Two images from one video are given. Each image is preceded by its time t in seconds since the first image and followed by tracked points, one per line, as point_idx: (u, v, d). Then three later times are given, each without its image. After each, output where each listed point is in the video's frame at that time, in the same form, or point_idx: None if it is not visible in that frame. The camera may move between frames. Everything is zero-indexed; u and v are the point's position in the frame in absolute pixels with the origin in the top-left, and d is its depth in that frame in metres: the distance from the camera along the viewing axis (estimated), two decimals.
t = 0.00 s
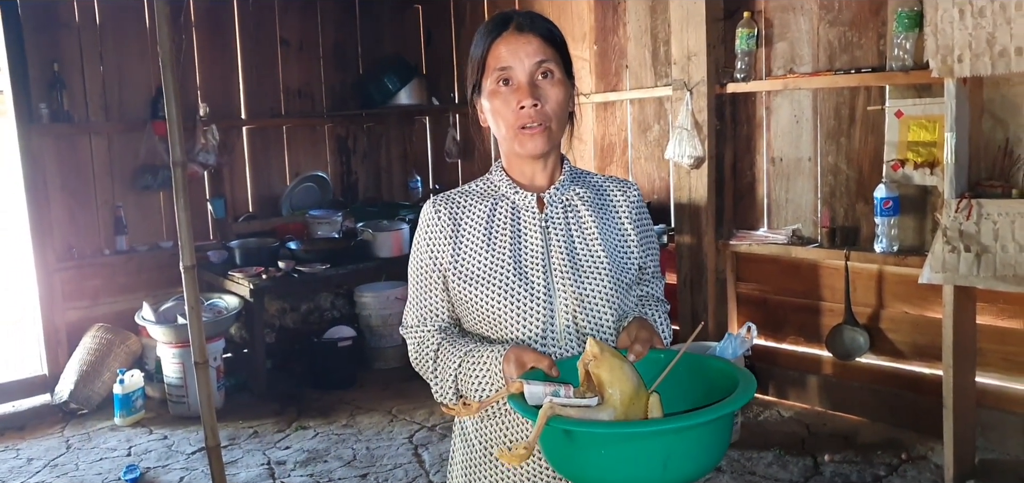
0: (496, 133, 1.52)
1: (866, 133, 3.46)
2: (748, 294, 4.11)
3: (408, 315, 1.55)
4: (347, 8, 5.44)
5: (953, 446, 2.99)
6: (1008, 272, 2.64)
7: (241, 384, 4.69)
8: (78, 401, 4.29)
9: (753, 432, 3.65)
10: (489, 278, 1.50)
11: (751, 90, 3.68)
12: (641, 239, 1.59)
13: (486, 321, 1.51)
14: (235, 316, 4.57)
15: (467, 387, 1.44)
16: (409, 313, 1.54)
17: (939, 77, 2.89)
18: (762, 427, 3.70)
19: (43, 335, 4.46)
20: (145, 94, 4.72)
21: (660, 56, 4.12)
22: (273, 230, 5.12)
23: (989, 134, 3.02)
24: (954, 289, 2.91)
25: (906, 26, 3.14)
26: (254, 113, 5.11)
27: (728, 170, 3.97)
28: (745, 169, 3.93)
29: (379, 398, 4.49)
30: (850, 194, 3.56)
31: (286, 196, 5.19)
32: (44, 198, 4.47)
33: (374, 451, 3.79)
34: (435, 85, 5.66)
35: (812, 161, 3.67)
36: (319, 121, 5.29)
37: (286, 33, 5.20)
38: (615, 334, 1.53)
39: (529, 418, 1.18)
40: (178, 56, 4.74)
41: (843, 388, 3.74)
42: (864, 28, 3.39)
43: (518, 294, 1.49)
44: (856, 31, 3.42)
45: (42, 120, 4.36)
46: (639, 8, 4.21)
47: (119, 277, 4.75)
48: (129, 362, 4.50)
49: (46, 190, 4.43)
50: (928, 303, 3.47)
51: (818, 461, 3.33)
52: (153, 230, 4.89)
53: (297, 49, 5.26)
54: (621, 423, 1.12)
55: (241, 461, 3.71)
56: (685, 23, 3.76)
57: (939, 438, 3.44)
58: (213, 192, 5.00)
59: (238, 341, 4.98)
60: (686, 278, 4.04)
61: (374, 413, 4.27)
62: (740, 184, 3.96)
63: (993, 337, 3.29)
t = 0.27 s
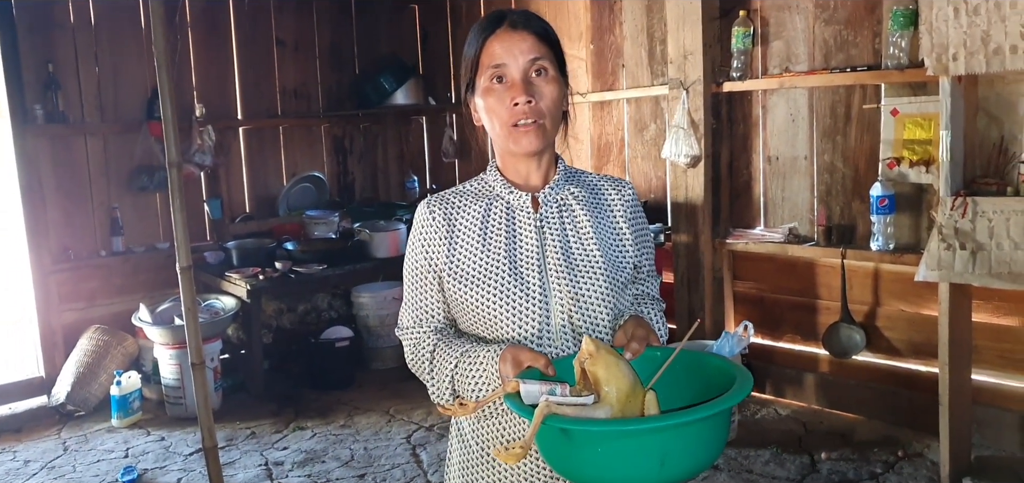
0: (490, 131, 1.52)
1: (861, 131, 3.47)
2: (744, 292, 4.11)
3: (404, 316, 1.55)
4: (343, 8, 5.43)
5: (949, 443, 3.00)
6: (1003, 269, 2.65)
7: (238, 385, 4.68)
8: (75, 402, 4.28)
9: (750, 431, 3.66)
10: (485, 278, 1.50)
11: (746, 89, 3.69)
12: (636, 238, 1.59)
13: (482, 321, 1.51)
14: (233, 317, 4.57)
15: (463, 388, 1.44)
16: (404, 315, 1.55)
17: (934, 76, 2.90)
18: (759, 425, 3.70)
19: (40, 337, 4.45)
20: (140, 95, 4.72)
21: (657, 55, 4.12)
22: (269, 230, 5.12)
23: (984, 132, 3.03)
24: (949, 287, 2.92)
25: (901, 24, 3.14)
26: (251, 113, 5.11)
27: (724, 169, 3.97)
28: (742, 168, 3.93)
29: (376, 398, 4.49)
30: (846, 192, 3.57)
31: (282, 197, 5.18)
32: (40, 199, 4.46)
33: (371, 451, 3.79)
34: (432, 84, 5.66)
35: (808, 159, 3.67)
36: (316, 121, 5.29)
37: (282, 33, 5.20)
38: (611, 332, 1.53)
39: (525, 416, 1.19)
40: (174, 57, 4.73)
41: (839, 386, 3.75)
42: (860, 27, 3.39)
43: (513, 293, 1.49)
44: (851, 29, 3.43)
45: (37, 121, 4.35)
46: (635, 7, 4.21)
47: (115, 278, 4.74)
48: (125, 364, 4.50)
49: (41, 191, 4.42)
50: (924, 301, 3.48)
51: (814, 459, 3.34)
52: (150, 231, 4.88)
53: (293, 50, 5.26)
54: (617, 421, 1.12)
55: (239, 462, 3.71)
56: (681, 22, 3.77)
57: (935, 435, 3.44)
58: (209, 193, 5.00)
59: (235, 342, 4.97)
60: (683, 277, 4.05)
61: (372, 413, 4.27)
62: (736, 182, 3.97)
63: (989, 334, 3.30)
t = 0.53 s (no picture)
0: (478, 132, 1.53)
1: (858, 131, 3.48)
2: (742, 292, 4.12)
3: (396, 318, 1.55)
4: (340, 8, 5.44)
5: (945, 443, 3.01)
6: (998, 269, 2.66)
7: (235, 385, 4.68)
8: (72, 403, 4.28)
9: (747, 430, 3.66)
10: (476, 279, 1.50)
11: (743, 89, 3.70)
12: (626, 237, 1.60)
13: (474, 322, 1.51)
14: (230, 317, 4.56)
15: (457, 389, 1.44)
16: (397, 317, 1.55)
17: (930, 76, 2.91)
18: (756, 425, 3.71)
19: (37, 338, 4.45)
20: (137, 96, 4.71)
21: (654, 55, 4.13)
22: (267, 231, 5.12)
23: (979, 132, 3.04)
24: (945, 286, 2.93)
25: (896, 25, 3.15)
26: (248, 114, 5.11)
27: (721, 169, 3.98)
28: (738, 168, 3.94)
29: (373, 398, 4.49)
30: (843, 192, 3.57)
31: (280, 197, 5.18)
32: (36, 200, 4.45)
33: (369, 451, 3.79)
34: (429, 85, 5.66)
35: (804, 159, 3.68)
36: (313, 121, 5.29)
37: (279, 34, 5.20)
38: (604, 331, 1.54)
39: (517, 416, 1.19)
40: (171, 57, 4.73)
41: (836, 386, 3.76)
42: (855, 27, 3.40)
43: (505, 295, 1.50)
44: (847, 29, 3.43)
45: (34, 121, 4.35)
46: (632, 7, 4.22)
47: (112, 279, 4.74)
48: (123, 364, 4.50)
49: (38, 191, 4.42)
50: (920, 300, 3.48)
51: (811, 459, 3.34)
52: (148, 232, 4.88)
53: (290, 50, 5.26)
54: (609, 419, 1.13)
55: (236, 462, 3.71)
56: (677, 23, 3.78)
57: (932, 434, 3.45)
58: (206, 193, 4.99)
59: (232, 342, 4.97)
60: (680, 277, 4.05)
61: (369, 413, 4.27)
62: (733, 182, 3.97)
63: (984, 333, 3.31)
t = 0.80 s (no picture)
0: (464, 133, 1.53)
1: (853, 132, 3.49)
2: (737, 292, 4.13)
3: (382, 319, 1.55)
4: (337, 7, 5.44)
5: (938, 443, 3.02)
6: (991, 269, 2.67)
7: (231, 384, 4.68)
8: (67, 402, 4.28)
9: (741, 430, 3.67)
10: (461, 280, 1.51)
11: (739, 89, 3.71)
12: (611, 236, 1.60)
13: (460, 323, 1.52)
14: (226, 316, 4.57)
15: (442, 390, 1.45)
16: (382, 318, 1.55)
17: (925, 77, 2.92)
18: (751, 425, 3.72)
19: (32, 337, 4.45)
20: (133, 94, 4.71)
21: (650, 55, 4.14)
22: (263, 230, 5.13)
23: (973, 133, 3.05)
24: (939, 287, 2.94)
25: (892, 26, 3.16)
26: (244, 112, 5.11)
27: (717, 169, 3.99)
28: (734, 168, 3.95)
29: (369, 397, 4.49)
30: (838, 192, 3.59)
31: (276, 196, 5.20)
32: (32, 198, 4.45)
33: (364, 450, 3.79)
34: (426, 84, 5.66)
35: (800, 159, 3.69)
36: (309, 120, 5.29)
37: (276, 33, 5.20)
38: (589, 331, 1.55)
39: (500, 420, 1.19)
40: (167, 56, 4.73)
41: (830, 386, 3.77)
42: (851, 28, 3.41)
43: (490, 295, 1.50)
44: (843, 30, 3.45)
45: (29, 120, 4.34)
46: (629, 8, 4.23)
47: (108, 277, 4.74)
48: (118, 363, 4.49)
49: (34, 190, 4.41)
50: (914, 301, 3.50)
51: (806, 459, 3.35)
52: (143, 231, 4.88)
53: (287, 49, 5.26)
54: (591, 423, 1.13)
55: (231, 461, 3.71)
56: (673, 23, 3.78)
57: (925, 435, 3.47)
58: (202, 192, 4.99)
59: (228, 341, 4.97)
60: (676, 277, 4.06)
61: (365, 412, 4.27)
62: (729, 183, 3.99)
63: (978, 334, 3.32)
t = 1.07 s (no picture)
0: (447, 134, 1.53)
1: (849, 131, 3.49)
2: (733, 291, 4.14)
3: (368, 319, 1.55)
4: (333, 5, 5.43)
5: (933, 442, 3.03)
6: (986, 269, 2.68)
7: (227, 383, 4.70)
8: (62, 400, 4.26)
9: (737, 429, 3.68)
10: (446, 280, 1.51)
11: (735, 89, 3.71)
12: (596, 232, 1.59)
13: (446, 323, 1.52)
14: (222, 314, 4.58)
15: (429, 389, 1.45)
16: (368, 319, 1.55)
17: (920, 77, 2.93)
18: (746, 424, 3.73)
19: (27, 335, 4.43)
20: (128, 92, 4.70)
21: (647, 54, 4.14)
22: (259, 228, 5.12)
23: (969, 132, 3.06)
24: (934, 286, 2.95)
25: (887, 26, 3.16)
26: (241, 111, 5.10)
27: (713, 168, 3.99)
28: (730, 168, 3.96)
29: (365, 396, 4.49)
30: (834, 192, 3.59)
31: (273, 195, 5.16)
32: (27, 196, 4.43)
33: (360, 449, 3.79)
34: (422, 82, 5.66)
35: (796, 159, 3.70)
36: (306, 119, 5.28)
37: (272, 31, 5.19)
38: (575, 330, 1.55)
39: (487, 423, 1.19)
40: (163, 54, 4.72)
41: (825, 385, 3.78)
42: (847, 28, 3.42)
43: (476, 295, 1.50)
44: (838, 30, 3.45)
45: (24, 117, 4.33)
46: (625, 7, 4.23)
47: (104, 275, 4.73)
48: (113, 362, 4.48)
49: (29, 188, 4.40)
50: (908, 301, 3.50)
51: (801, 457, 3.36)
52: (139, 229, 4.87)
53: (284, 47, 5.25)
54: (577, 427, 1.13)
55: (227, 460, 3.71)
56: (670, 23, 3.79)
57: (920, 434, 3.48)
58: (198, 190, 4.98)
59: (224, 339, 4.97)
60: (672, 276, 4.07)
61: (361, 411, 4.27)
62: (725, 182, 3.99)
63: (972, 333, 3.33)
